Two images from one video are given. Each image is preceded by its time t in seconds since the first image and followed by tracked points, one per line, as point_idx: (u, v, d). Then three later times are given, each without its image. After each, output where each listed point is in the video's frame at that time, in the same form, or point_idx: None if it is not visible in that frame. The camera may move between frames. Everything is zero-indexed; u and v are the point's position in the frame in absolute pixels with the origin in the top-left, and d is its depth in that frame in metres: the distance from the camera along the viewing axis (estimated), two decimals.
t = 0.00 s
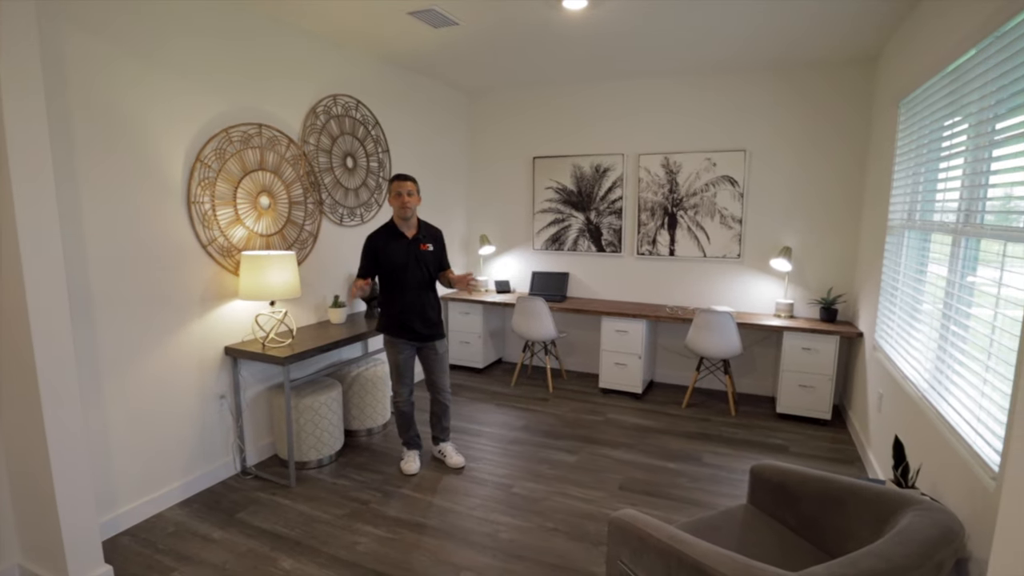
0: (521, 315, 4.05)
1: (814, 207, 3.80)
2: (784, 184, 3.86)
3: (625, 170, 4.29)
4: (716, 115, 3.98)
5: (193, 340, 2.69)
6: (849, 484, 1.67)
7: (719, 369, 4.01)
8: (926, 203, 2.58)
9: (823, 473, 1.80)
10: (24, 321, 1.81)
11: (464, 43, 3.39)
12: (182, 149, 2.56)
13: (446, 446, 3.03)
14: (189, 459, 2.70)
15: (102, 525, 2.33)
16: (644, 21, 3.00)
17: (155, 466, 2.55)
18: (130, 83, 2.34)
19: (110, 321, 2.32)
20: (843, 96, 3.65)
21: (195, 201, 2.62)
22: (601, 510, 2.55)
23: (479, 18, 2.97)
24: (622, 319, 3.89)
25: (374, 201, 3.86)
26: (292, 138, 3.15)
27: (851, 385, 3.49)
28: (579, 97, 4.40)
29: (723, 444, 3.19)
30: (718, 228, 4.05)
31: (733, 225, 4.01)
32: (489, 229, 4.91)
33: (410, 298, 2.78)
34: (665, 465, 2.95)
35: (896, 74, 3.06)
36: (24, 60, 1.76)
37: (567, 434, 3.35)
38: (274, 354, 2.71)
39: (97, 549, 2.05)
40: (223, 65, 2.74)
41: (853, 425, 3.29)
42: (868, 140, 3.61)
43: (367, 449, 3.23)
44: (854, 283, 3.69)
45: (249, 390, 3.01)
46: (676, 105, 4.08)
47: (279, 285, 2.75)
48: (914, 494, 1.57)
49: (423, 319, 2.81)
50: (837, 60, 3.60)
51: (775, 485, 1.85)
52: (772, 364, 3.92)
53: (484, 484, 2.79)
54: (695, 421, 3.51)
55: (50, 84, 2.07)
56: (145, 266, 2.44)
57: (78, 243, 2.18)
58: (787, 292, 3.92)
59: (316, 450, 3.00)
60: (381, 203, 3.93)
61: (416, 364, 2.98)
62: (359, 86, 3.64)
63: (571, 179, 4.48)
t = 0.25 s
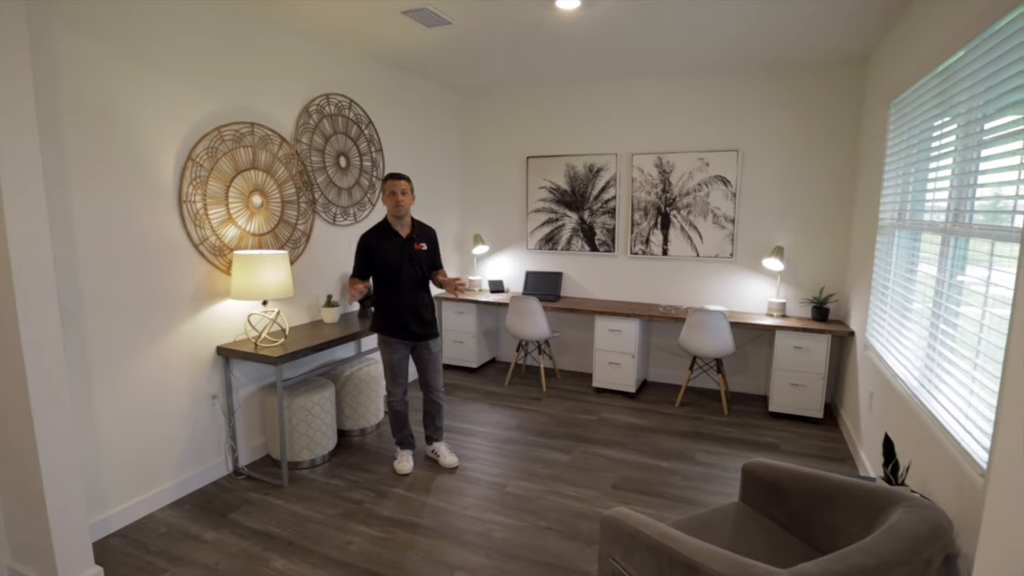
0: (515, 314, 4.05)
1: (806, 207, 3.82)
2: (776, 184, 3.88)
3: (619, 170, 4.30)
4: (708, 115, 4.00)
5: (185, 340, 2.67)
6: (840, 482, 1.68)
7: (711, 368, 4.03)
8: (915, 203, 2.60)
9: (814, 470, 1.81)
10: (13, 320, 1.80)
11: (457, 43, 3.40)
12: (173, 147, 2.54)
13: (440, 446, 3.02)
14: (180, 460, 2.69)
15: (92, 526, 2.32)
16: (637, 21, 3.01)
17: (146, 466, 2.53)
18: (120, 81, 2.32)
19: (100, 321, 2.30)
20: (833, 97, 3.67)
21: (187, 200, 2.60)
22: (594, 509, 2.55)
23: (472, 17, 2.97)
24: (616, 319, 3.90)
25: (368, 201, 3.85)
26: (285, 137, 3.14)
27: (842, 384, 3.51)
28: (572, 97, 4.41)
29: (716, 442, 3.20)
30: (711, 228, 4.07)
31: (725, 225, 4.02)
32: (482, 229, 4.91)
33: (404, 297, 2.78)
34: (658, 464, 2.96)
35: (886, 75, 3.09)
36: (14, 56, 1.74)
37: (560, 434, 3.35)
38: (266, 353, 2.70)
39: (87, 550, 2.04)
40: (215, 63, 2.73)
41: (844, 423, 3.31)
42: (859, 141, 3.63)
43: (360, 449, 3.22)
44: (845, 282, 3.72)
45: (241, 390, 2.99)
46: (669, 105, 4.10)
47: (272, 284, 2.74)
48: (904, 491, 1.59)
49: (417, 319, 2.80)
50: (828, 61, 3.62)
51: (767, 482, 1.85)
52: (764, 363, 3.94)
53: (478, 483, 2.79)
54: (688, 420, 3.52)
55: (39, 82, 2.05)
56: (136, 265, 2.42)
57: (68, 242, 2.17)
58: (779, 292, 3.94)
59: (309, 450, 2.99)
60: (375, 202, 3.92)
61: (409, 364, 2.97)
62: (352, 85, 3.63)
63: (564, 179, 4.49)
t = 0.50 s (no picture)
0: (509, 314, 4.05)
1: (798, 208, 3.84)
2: (769, 185, 3.90)
3: (613, 171, 4.31)
4: (702, 116, 4.01)
5: (177, 340, 2.66)
6: (831, 481, 1.70)
7: (705, 368, 4.04)
8: (907, 204, 2.62)
9: (807, 470, 1.82)
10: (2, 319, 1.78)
11: (453, 42, 3.40)
12: (166, 146, 2.53)
13: (434, 446, 3.02)
14: (173, 460, 2.68)
15: (84, 527, 2.30)
16: (632, 21, 3.01)
17: (138, 467, 2.52)
18: (112, 80, 2.31)
19: (91, 321, 2.29)
20: (826, 98, 3.70)
21: (179, 199, 2.59)
22: (588, 508, 2.56)
23: (467, 17, 2.97)
24: (610, 319, 3.91)
25: (362, 200, 3.84)
26: (279, 136, 3.13)
27: (835, 383, 3.54)
28: (567, 97, 4.41)
29: (710, 442, 3.21)
30: (705, 228, 4.08)
31: (719, 225, 4.04)
32: (477, 229, 4.91)
33: (401, 296, 2.77)
34: (652, 463, 2.96)
35: (879, 76, 3.11)
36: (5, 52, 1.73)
37: (554, 433, 3.36)
38: (260, 353, 2.68)
39: (78, 551, 2.02)
40: (208, 62, 2.71)
41: (837, 423, 3.33)
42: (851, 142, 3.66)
43: (354, 449, 3.22)
44: (838, 283, 3.74)
45: (234, 391, 2.98)
46: (663, 105, 4.11)
47: (265, 284, 2.73)
48: (896, 490, 1.60)
49: (413, 317, 2.81)
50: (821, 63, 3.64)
51: (760, 482, 1.86)
52: (758, 363, 3.96)
53: (472, 483, 2.79)
54: (682, 419, 3.54)
55: (29, 78, 2.04)
56: (128, 265, 2.41)
57: (59, 240, 2.15)
58: (773, 292, 3.96)
59: (303, 451, 2.97)
60: (369, 202, 3.91)
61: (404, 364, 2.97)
62: (346, 84, 3.62)
63: (559, 179, 4.50)
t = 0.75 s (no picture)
0: (505, 315, 4.05)
1: (793, 208, 3.86)
2: (764, 186, 3.92)
3: (609, 171, 4.32)
4: (697, 117, 4.02)
5: (173, 341, 2.65)
6: (825, 481, 1.71)
7: (701, 368, 4.06)
8: (901, 205, 2.63)
9: (801, 469, 1.83)
10: None
11: (449, 43, 3.40)
12: (161, 146, 2.52)
13: (430, 446, 3.02)
14: (168, 461, 2.67)
15: (78, 529, 2.29)
16: (628, 22, 3.02)
17: (133, 468, 2.51)
18: (108, 80, 2.30)
19: (86, 322, 2.28)
20: (820, 100, 3.72)
21: (175, 199, 2.58)
22: (584, 508, 2.56)
23: (463, 18, 2.98)
24: (606, 319, 3.92)
25: (358, 201, 3.84)
26: (275, 136, 3.13)
27: (829, 384, 3.55)
28: (563, 97, 4.42)
29: (705, 442, 3.22)
30: (700, 229, 4.09)
31: (714, 226, 4.05)
32: (473, 229, 4.91)
33: (399, 296, 2.77)
34: (648, 463, 2.97)
35: (873, 77, 3.12)
36: None
37: (551, 434, 3.36)
38: (255, 354, 2.68)
39: (72, 552, 2.01)
40: (204, 62, 2.71)
41: (831, 423, 3.35)
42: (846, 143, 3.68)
43: (350, 449, 3.21)
44: (833, 283, 3.76)
45: (230, 391, 2.97)
46: (659, 106, 4.12)
47: (261, 285, 2.72)
48: (888, 490, 1.61)
49: (411, 318, 2.81)
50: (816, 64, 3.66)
51: (754, 482, 1.87)
52: (753, 363, 3.97)
53: (468, 484, 2.79)
54: (678, 420, 3.55)
55: (23, 78, 2.03)
56: (123, 265, 2.41)
57: (53, 240, 2.14)
58: (768, 292, 3.98)
59: (299, 451, 2.97)
60: (365, 202, 3.91)
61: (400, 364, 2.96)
62: (341, 84, 3.62)
63: (555, 179, 4.50)
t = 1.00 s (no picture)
0: (501, 315, 4.06)
1: (788, 209, 3.88)
2: (758, 186, 3.93)
3: (604, 171, 4.33)
4: (692, 117, 4.04)
5: (167, 342, 2.65)
6: (819, 480, 1.71)
7: (696, 368, 4.07)
8: (895, 205, 2.65)
9: (796, 468, 1.84)
10: None
11: (444, 43, 3.40)
12: (155, 147, 2.52)
13: (426, 447, 3.02)
14: (162, 463, 2.66)
15: (72, 531, 2.28)
16: (623, 22, 3.03)
17: (127, 469, 2.50)
18: (101, 80, 2.30)
19: (80, 323, 2.27)
20: (814, 100, 3.73)
21: (169, 200, 2.58)
22: (579, 508, 2.56)
23: (458, 18, 2.98)
24: (602, 319, 3.92)
25: (353, 201, 3.84)
26: (269, 137, 3.13)
27: (824, 383, 3.57)
28: (558, 97, 4.42)
29: (700, 442, 3.23)
30: (696, 229, 4.11)
31: (709, 226, 4.06)
32: (468, 229, 4.91)
33: (394, 297, 2.77)
34: (644, 463, 2.98)
35: (867, 78, 3.14)
36: None
37: (546, 434, 3.36)
38: (250, 355, 2.68)
39: (66, 554, 2.01)
40: (198, 62, 2.70)
41: (826, 422, 3.36)
42: (840, 143, 3.69)
43: (346, 450, 3.21)
44: (827, 283, 3.77)
45: (224, 392, 2.97)
46: (654, 107, 4.13)
47: (256, 286, 2.72)
48: (881, 488, 1.62)
49: (406, 319, 2.81)
50: (810, 65, 3.68)
51: (749, 481, 1.88)
52: (748, 362, 3.99)
53: (464, 484, 2.79)
54: (674, 419, 3.55)
55: (16, 78, 2.02)
56: (118, 266, 2.40)
57: (46, 240, 2.13)
58: (763, 292, 3.99)
59: (294, 453, 2.96)
60: (360, 203, 3.91)
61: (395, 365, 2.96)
62: (336, 84, 3.61)
63: (550, 179, 4.51)
